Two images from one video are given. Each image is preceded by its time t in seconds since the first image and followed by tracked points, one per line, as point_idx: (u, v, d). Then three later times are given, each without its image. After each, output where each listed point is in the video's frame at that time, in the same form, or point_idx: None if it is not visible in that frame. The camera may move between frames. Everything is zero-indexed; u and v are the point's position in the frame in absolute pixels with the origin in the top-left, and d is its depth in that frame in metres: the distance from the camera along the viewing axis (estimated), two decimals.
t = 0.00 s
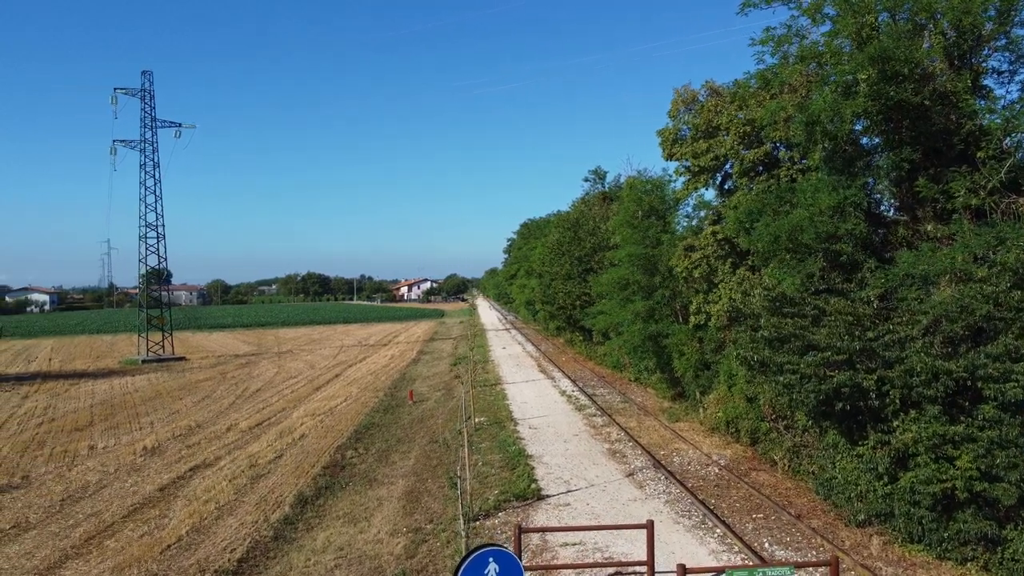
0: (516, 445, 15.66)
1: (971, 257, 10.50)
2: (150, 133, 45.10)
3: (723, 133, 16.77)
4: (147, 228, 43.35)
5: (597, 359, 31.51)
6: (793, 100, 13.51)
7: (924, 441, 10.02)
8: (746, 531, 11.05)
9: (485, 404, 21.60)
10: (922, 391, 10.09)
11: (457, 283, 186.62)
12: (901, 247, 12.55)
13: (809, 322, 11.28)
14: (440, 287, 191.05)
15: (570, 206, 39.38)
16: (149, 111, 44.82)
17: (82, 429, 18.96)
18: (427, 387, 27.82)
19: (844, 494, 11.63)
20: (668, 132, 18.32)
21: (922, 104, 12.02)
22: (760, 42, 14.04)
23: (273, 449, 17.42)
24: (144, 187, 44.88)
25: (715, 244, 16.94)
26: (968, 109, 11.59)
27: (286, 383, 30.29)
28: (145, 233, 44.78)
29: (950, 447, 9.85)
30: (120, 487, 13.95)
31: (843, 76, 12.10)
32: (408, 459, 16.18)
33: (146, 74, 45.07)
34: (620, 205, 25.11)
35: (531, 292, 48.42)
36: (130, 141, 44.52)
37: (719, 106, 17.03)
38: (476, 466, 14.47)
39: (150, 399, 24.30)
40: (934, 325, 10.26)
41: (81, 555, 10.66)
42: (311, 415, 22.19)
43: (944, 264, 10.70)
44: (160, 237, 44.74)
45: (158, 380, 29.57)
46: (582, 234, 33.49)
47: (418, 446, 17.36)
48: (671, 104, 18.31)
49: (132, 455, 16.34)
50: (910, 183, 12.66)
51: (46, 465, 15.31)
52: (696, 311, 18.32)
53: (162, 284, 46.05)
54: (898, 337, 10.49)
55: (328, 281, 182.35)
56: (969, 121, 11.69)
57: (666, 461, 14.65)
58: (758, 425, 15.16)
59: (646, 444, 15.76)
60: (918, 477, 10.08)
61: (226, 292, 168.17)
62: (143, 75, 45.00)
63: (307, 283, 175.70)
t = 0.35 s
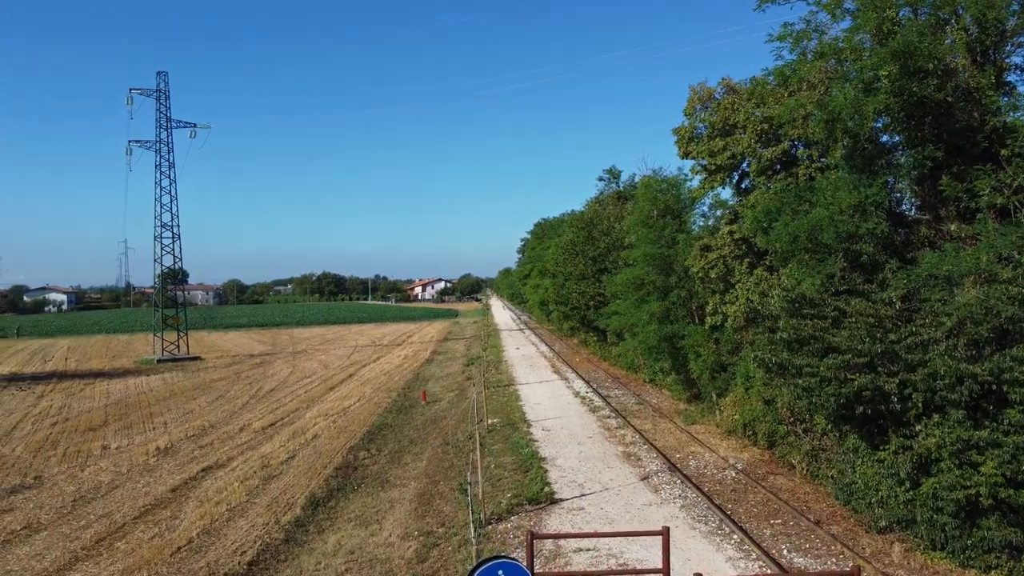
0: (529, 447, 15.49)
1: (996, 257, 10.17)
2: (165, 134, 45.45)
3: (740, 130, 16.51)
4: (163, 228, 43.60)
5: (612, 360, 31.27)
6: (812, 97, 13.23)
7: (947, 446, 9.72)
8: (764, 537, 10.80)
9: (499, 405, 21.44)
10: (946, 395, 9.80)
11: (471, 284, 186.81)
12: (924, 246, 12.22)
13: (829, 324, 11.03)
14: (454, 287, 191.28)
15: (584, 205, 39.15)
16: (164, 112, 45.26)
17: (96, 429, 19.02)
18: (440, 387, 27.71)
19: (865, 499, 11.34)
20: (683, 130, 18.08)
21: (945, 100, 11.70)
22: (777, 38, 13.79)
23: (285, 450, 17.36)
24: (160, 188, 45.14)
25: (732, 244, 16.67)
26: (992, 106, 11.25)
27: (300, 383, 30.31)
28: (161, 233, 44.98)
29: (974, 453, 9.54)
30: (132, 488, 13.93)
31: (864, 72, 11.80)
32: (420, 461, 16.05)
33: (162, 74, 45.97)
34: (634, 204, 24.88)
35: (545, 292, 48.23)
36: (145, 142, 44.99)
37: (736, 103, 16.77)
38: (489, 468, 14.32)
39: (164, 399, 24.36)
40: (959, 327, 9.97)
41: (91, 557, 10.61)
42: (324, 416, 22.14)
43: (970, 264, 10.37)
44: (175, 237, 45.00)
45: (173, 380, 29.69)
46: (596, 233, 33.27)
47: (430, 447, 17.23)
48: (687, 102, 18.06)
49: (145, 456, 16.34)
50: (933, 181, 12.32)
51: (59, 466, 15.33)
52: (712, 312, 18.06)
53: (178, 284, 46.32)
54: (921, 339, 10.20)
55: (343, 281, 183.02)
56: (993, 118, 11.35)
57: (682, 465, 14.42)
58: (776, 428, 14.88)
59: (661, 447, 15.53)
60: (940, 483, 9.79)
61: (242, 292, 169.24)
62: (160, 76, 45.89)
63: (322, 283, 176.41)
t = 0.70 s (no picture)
0: (542, 449, 15.33)
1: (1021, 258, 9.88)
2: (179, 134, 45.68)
3: (756, 129, 16.24)
4: (176, 228, 43.82)
5: (625, 360, 31.03)
6: (830, 94, 12.92)
7: (970, 451, 9.46)
8: (781, 543, 10.57)
9: (511, 406, 21.29)
10: (968, 399, 9.54)
11: (484, 283, 186.79)
12: (944, 246, 11.96)
13: (849, 326, 10.77)
14: (467, 287, 191.35)
15: (597, 205, 38.88)
16: (178, 112, 45.50)
17: (108, 429, 19.05)
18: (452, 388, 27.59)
19: (884, 505, 11.06)
20: (699, 129, 17.84)
21: (965, 97, 11.36)
22: (795, 33, 13.55)
23: (297, 451, 17.30)
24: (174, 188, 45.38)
25: (748, 244, 16.40)
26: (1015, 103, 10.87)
27: (313, 383, 30.30)
28: (175, 233, 45.21)
29: (998, 458, 9.31)
30: (143, 489, 13.91)
31: (884, 68, 11.47)
32: (432, 462, 15.93)
33: (179, 75, 46.05)
34: (648, 203, 24.62)
35: (557, 292, 48.01)
36: (159, 142, 45.26)
37: (752, 101, 16.51)
38: (500, 471, 14.15)
39: (177, 399, 24.42)
40: (983, 329, 9.72)
41: (101, 559, 10.57)
42: (336, 416, 22.07)
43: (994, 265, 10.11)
44: (189, 237, 45.21)
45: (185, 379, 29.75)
46: (609, 233, 33.01)
47: (442, 448, 17.09)
48: (702, 100, 17.81)
49: (156, 456, 16.33)
50: (954, 180, 12.03)
51: (71, 466, 15.34)
52: (728, 313, 17.81)
53: (192, 283, 46.54)
54: (943, 341, 9.95)
55: (356, 281, 183.59)
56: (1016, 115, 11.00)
57: (697, 468, 14.20)
58: (792, 431, 14.62)
59: (676, 450, 15.32)
60: (962, 488, 9.52)
61: (256, 292, 170.18)
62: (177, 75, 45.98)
63: (336, 283, 177.13)
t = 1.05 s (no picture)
0: (552, 451, 15.16)
1: None
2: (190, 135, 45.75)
3: (771, 127, 15.99)
4: (188, 228, 43.93)
5: (636, 362, 30.81)
6: (847, 91, 12.67)
7: (991, 457, 9.20)
8: (797, 550, 10.35)
9: (521, 407, 21.12)
10: (990, 404, 9.29)
11: (495, 283, 186.77)
12: (964, 247, 11.65)
13: (867, 328, 10.53)
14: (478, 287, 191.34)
15: (608, 205, 38.65)
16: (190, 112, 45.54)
17: (118, 430, 19.06)
18: (462, 389, 27.48)
19: (902, 511, 10.81)
20: (712, 127, 17.61)
21: (986, 95, 11.11)
22: (811, 29, 13.29)
23: (307, 452, 17.22)
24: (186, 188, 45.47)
25: (762, 244, 16.16)
26: None
27: (323, 384, 30.27)
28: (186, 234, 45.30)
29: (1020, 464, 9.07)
30: (152, 490, 13.88)
31: (902, 65, 11.20)
32: (442, 464, 15.80)
33: (189, 74, 44.15)
34: (661, 202, 24.38)
35: (569, 292, 47.80)
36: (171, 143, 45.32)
37: (767, 99, 16.25)
38: (511, 474, 14.00)
39: (188, 399, 24.43)
40: (1006, 332, 9.46)
41: (108, 562, 10.52)
42: (346, 417, 22.01)
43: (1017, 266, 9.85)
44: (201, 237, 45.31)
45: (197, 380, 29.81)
46: (620, 233, 32.78)
47: (452, 450, 16.95)
48: (716, 98, 17.59)
49: (165, 457, 16.31)
50: (974, 179, 11.76)
51: (81, 467, 15.33)
52: (742, 314, 17.57)
53: (203, 283, 46.67)
54: (964, 345, 9.70)
55: (367, 281, 183.92)
56: None
57: (710, 472, 13.99)
58: (807, 435, 14.38)
59: (688, 453, 15.11)
60: (982, 495, 9.27)
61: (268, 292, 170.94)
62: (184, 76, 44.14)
63: (347, 283, 177.67)
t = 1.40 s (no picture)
0: (561, 455, 14.98)
1: None
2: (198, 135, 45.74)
3: (782, 126, 15.77)
4: (197, 228, 43.95)
5: (645, 363, 30.60)
6: (861, 89, 12.44)
7: (1010, 464, 8.94)
8: (810, 557, 10.13)
9: (529, 409, 20.97)
10: (1009, 409, 9.05)
11: (502, 283, 186.83)
12: (979, 248, 11.19)
13: (882, 331, 10.30)
14: (486, 287, 191.33)
15: (617, 205, 38.41)
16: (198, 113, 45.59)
17: (125, 431, 19.03)
18: (469, 390, 27.35)
19: (918, 518, 10.57)
20: (723, 126, 17.41)
21: (1003, 92, 10.82)
22: (824, 27, 13.08)
23: (313, 454, 17.12)
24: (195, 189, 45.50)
25: (774, 244, 15.93)
26: None
27: (331, 384, 30.21)
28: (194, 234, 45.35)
29: None
30: (157, 493, 13.81)
31: (918, 62, 10.96)
32: (449, 467, 15.66)
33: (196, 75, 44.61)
34: (670, 202, 24.17)
35: (577, 293, 47.63)
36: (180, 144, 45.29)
37: (778, 97, 16.03)
38: (518, 477, 13.84)
39: (195, 400, 24.41)
40: None
41: (111, 566, 10.44)
42: (353, 418, 21.90)
43: None
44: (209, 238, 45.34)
45: (204, 380, 29.80)
46: (629, 233, 32.57)
47: (459, 453, 16.80)
48: (726, 97, 17.38)
49: (171, 459, 16.24)
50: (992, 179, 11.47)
51: (86, 469, 15.28)
52: (753, 315, 17.35)
53: (212, 283, 46.74)
54: (982, 348, 9.48)
55: (376, 281, 184.28)
56: None
57: (721, 476, 13.79)
58: (819, 438, 14.16)
59: (698, 457, 14.91)
60: (1000, 502, 8.97)
61: (277, 292, 171.49)
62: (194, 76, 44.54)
63: (355, 283, 178.00)
